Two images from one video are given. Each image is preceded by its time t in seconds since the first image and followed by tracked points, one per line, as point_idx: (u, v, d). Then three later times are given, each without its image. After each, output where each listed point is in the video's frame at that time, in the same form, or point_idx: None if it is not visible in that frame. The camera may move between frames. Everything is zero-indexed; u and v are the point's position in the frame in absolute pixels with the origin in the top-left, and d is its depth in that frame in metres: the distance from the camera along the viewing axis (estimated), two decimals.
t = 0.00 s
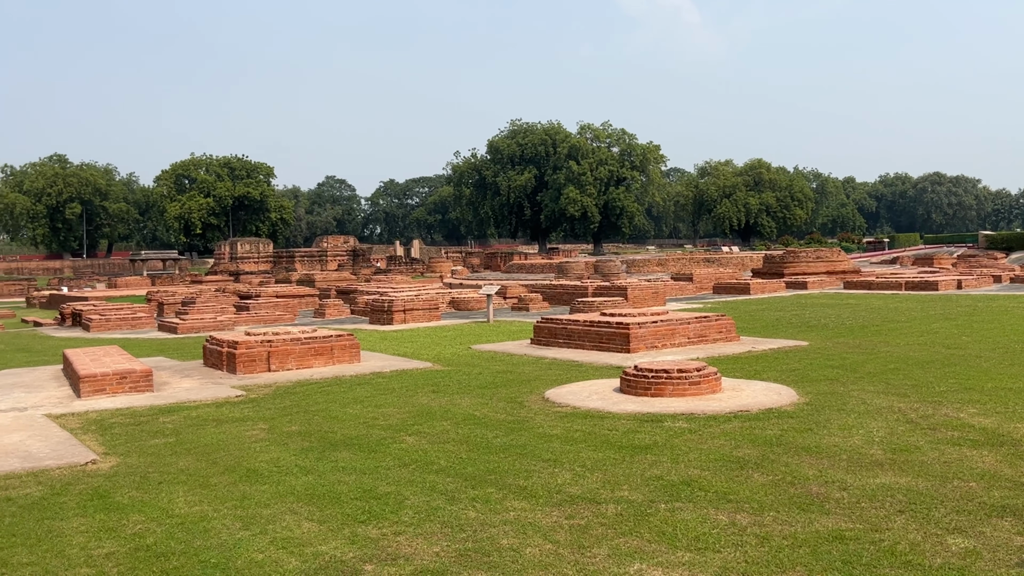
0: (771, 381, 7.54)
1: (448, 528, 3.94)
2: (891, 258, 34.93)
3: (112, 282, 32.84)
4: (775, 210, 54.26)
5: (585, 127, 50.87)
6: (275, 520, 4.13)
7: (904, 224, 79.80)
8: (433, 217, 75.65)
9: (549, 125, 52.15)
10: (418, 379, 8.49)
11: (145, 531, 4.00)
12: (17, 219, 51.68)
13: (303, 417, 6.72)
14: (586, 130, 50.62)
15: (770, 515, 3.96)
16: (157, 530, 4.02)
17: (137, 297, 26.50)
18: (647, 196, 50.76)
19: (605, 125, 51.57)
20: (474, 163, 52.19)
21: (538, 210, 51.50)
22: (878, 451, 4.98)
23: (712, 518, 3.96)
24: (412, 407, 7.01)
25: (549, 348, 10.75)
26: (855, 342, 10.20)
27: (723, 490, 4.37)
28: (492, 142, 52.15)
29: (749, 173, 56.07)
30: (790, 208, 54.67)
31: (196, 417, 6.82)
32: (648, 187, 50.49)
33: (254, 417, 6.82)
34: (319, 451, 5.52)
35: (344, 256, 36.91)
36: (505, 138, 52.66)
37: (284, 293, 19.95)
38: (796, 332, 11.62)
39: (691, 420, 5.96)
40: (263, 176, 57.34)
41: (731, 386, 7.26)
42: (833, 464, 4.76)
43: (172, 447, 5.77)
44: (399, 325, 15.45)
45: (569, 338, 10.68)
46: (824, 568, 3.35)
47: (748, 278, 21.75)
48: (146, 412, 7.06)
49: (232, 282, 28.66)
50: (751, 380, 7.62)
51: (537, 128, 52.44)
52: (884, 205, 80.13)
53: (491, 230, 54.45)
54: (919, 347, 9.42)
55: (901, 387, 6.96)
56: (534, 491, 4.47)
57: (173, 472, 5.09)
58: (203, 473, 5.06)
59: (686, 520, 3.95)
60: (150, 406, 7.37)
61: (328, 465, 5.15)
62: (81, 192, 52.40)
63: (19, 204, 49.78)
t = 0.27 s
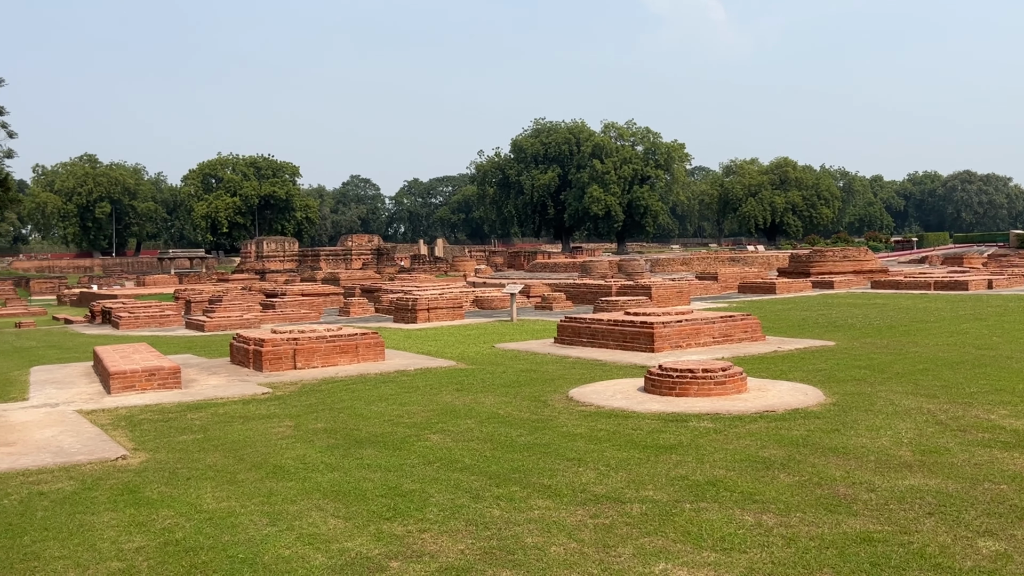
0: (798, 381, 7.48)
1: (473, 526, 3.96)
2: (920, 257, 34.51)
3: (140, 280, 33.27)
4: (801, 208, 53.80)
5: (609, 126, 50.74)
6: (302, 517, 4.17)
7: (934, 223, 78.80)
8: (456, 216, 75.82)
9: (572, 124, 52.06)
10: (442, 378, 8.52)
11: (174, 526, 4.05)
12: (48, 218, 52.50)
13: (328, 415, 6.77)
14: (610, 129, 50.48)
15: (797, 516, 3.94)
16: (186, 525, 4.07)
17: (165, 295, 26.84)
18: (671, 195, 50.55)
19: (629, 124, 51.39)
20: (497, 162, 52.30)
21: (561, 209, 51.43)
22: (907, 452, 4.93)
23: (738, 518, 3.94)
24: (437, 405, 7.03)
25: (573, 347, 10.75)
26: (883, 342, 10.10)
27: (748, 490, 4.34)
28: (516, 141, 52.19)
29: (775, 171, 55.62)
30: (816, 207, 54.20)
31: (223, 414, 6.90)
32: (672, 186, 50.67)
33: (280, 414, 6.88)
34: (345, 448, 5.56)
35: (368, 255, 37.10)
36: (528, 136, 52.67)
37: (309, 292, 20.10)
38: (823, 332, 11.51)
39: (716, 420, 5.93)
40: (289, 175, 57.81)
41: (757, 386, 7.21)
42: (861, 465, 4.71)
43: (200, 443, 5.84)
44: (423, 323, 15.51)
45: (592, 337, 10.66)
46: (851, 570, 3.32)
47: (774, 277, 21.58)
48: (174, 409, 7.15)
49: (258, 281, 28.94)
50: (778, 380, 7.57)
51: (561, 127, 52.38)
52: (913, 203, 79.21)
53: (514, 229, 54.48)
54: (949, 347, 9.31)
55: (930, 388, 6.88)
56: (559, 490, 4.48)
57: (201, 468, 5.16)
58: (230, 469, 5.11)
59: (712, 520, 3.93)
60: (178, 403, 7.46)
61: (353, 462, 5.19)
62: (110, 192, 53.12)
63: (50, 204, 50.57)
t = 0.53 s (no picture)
0: (830, 382, 7.40)
1: (503, 524, 3.96)
2: (955, 256, 33.99)
3: (174, 278, 33.73)
4: (833, 207, 53.18)
5: (638, 124, 50.53)
6: (332, 513, 4.20)
7: (970, 222, 77.51)
8: (484, 214, 75.94)
9: (601, 122, 51.87)
10: (471, 376, 8.54)
11: (207, 521, 4.11)
12: (84, 216, 53.40)
13: (358, 412, 6.82)
14: (639, 127, 50.26)
15: (830, 517, 3.90)
16: (218, 520, 4.12)
17: (197, 292, 27.19)
18: (701, 194, 50.21)
19: (659, 122, 51.12)
20: (525, 161, 52.36)
21: (589, 208, 51.30)
22: (942, 455, 4.86)
23: (769, 519, 3.90)
24: (465, 403, 7.05)
25: (601, 346, 10.71)
26: (917, 343, 9.95)
27: (779, 491, 4.31)
28: (544, 140, 52.18)
29: (807, 169, 55.03)
30: (848, 205, 53.58)
31: (254, 411, 6.97)
32: (702, 184, 50.38)
33: (310, 411, 6.94)
34: (374, 445, 5.60)
35: (397, 253, 37.27)
36: (557, 135, 52.62)
37: (339, 290, 20.24)
38: (855, 332, 11.37)
39: (746, 421, 5.88)
40: (319, 175, 58.27)
41: (788, 386, 7.14)
42: (894, 467, 4.65)
43: (232, 439, 5.91)
44: (451, 322, 15.56)
45: (621, 336, 10.61)
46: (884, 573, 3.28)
47: (805, 276, 21.36)
48: (206, 405, 7.25)
49: (288, 279, 29.20)
50: (809, 380, 7.49)
51: (589, 125, 52.24)
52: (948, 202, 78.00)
53: (543, 227, 54.45)
54: (986, 348, 9.15)
55: (965, 390, 6.77)
56: (587, 489, 4.47)
57: (233, 464, 5.21)
58: (261, 465, 5.17)
59: (742, 521, 3.90)
60: (210, 399, 7.56)
61: (382, 459, 5.22)
62: (144, 191, 53.90)
63: (85, 203, 51.43)
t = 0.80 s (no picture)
0: (864, 383, 7.30)
1: (533, 523, 3.96)
2: (994, 255, 33.42)
3: (208, 276, 34.22)
4: (868, 206, 52.53)
5: (670, 122, 50.27)
6: (364, 510, 4.24)
7: (1009, 221, 76.14)
8: (514, 213, 75.99)
9: (632, 121, 51.64)
10: (501, 375, 8.54)
11: (241, 516, 4.16)
12: (121, 215, 54.32)
13: (388, 410, 6.87)
14: (670, 125, 50.00)
15: (864, 520, 3.85)
16: (253, 516, 4.16)
17: (230, 290, 27.54)
18: (733, 192, 49.84)
19: (690, 120, 50.82)
20: (556, 159, 52.39)
21: (620, 207, 51.07)
22: (980, 457, 4.78)
23: (802, 521, 3.86)
24: (495, 402, 7.07)
25: (632, 345, 10.67)
26: (955, 344, 9.79)
27: (813, 493, 4.26)
28: (575, 138, 52.17)
29: (841, 167, 54.38)
30: (884, 204, 52.93)
31: (287, 408, 7.05)
32: (735, 183, 49.95)
33: (342, 408, 7.00)
34: (405, 443, 5.63)
35: (427, 252, 37.43)
36: (588, 133, 52.54)
37: (370, 288, 20.37)
38: (891, 333, 11.21)
39: (779, 422, 5.82)
40: (350, 174, 58.71)
41: (821, 387, 7.06)
42: (931, 470, 4.58)
43: (265, 436, 5.98)
44: (481, 320, 15.59)
45: (652, 336, 10.56)
46: None
47: (839, 275, 21.11)
48: (240, 402, 7.34)
49: (319, 278, 29.44)
50: (844, 381, 7.40)
51: (620, 124, 52.03)
52: (987, 200, 76.75)
53: (573, 226, 54.36)
54: None
55: (1004, 392, 6.64)
56: (618, 488, 4.46)
57: (266, 460, 5.28)
58: (294, 462, 5.22)
59: (775, 523, 3.86)
60: (244, 396, 7.65)
61: (413, 457, 5.25)
62: (179, 190, 54.68)
63: (122, 202, 52.31)
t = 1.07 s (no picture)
0: (900, 384, 7.20)
1: (563, 522, 3.96)
2: None
3: (241, 274, 34.61)
4: (903, 204, 51.77)
5: (701, 120, 49.92)
6: (395, 507, 4.26)
7: None
8: (544, 212, 75.92)
9: (663, 119, 51.35)
10: (531, 374, 8.54)
11: (274, 512, 4.20)
12: (156, 214, 55.13)
13: (419, 408, 6.90)
14: (702, 123, 49.64)
15: (900, 523, 3.79)
16: (285, 512, 4.21)
17: (262, 289, 27.83)
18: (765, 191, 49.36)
19: (722, 118, 50.42)
20: (586, 158, 52.33)
21: (650, 205, 50.79)
22: (1020, 461, 4.68)
23: (836, 524, 3.81)
24: (525, 400, 7.07)
25: (663, 345, 10.61)
26: (994, 345, 9.60)
27: (847, 495, 4.21)
28: (605, 137, 52.06)
29: (876, 165, 53.63)
30: (920, 203, 52.16)
31: (319, 405, 7.11)
32: (767, 181, 49.43)
33: (373, 406, 7.04)
34: (435, 441, 5.66)
35: (457, 251, 37.53)
36: (618, 132, 52.37)
37: (401, 287, 20.46)
38: (927, 333, 11.04)
39: (812, 423, 5.75)
40: (381, 173, 59.05)
41: (856, 387, 6.97)
42: (969, 473, 4.50)
43: (297, 433, 6.03)
44: (510, 319, 15.60)
45: (683, 336, 10.49)
46: None
47: (874, 275, 20.82)
48: (273, 399, 7.42)
49: (351, 276, 29.65)
50: (878, 382, 7.30)
51: (651, 122, 51.73)
52: None
53: (603, 225, 54.20)
54: None
55: None
56: (648, 489, 4.44)
57: (298, 457, 5.33)
58: (325, 459, 5.26)
59: (808, 524, 3.82)
60: (276, 393, 7.72)
61: (444, 455, 5.27)
62: (212, 189, 55.37)
63: (157, 201, 53.08)
